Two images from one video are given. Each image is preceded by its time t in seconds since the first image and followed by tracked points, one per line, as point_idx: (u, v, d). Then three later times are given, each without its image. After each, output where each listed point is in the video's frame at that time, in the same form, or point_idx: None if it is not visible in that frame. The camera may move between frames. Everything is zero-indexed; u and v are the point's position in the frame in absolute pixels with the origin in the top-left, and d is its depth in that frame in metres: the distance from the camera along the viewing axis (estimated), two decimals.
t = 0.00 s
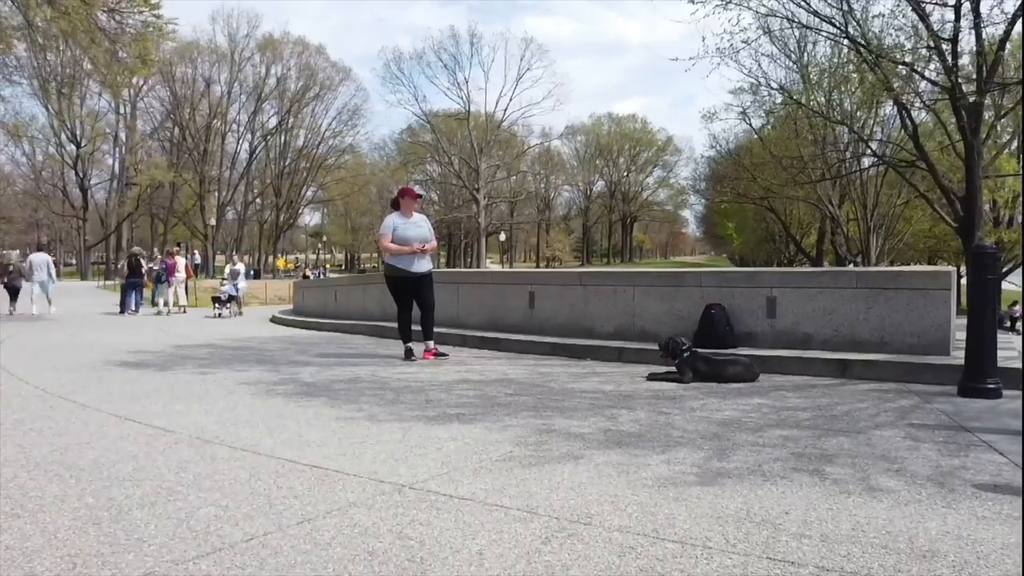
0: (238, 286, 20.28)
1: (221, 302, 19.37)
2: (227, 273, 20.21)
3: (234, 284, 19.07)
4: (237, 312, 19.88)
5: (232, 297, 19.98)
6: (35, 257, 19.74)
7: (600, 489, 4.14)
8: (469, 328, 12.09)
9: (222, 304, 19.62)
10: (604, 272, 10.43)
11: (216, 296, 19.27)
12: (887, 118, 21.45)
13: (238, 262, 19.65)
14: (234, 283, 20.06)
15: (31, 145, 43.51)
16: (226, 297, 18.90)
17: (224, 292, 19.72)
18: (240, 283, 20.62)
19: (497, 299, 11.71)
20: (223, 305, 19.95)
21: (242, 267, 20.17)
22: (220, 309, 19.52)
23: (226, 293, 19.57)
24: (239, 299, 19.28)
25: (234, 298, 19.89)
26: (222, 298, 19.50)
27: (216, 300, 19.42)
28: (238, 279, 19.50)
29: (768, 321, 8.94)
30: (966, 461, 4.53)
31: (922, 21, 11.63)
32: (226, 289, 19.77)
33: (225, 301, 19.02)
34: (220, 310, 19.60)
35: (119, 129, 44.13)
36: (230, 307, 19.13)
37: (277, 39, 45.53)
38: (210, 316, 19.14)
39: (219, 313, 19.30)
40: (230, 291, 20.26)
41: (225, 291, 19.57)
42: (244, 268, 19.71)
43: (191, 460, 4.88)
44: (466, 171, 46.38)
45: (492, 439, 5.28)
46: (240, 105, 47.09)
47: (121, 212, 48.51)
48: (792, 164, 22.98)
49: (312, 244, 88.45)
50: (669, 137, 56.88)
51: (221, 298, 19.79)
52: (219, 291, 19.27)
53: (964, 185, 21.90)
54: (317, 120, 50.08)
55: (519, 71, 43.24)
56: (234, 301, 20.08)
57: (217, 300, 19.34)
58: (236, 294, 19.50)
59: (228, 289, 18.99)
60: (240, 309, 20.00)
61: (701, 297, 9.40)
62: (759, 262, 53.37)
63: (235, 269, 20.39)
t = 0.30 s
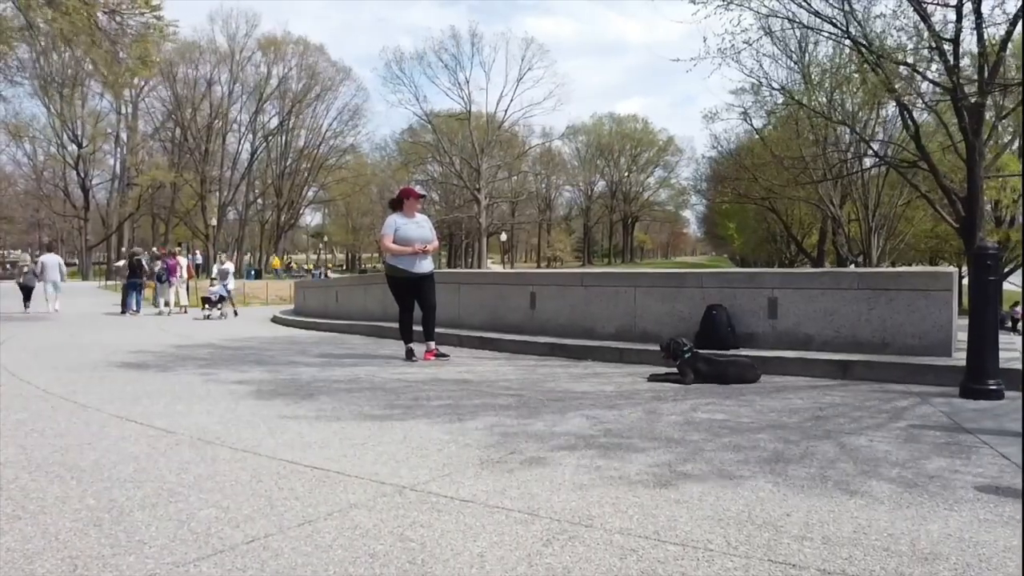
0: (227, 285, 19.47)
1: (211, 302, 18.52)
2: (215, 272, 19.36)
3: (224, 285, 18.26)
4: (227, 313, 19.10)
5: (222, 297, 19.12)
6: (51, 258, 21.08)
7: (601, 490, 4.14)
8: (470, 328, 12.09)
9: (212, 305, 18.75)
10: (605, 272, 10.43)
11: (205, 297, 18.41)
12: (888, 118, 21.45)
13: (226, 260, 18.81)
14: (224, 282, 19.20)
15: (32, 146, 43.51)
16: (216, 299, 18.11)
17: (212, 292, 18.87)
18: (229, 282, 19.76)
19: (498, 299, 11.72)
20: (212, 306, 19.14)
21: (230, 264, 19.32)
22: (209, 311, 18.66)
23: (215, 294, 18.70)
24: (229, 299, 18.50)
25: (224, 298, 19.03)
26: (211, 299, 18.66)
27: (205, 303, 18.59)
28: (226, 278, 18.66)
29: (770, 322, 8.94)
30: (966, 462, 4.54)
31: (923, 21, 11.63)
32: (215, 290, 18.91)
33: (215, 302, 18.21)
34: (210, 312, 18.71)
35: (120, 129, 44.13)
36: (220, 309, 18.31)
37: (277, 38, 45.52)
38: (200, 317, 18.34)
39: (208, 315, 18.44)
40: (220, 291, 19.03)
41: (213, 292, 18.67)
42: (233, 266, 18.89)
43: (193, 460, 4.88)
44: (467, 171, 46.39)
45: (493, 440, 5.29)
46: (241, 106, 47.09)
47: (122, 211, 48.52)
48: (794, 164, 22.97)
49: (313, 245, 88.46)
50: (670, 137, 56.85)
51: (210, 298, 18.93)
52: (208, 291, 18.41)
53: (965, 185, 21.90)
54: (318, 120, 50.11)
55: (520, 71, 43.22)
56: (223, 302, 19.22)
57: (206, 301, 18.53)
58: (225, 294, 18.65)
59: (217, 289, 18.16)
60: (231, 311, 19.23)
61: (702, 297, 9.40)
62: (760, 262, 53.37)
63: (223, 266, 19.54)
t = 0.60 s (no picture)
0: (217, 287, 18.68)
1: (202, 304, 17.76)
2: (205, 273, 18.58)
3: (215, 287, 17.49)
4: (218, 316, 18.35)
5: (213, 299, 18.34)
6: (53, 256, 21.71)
7: (602, 490, 4.14)
8: (471, 328, 12.09)
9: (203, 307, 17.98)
10: (606, 272, 10.42)
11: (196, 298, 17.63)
12: (889, 118, 21.44)
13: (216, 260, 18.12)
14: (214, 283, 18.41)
15: (33, 145, 43.50)
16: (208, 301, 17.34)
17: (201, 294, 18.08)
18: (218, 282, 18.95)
19: (500, 299, 11.71)
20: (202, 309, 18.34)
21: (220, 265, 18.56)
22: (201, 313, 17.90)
23: (207, 295, 17.95)
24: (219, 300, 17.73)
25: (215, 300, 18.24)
26: (201, 301, 17.88)
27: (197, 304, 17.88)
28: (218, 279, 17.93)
29: (770, 322, 8.94)
30: (968, 462, 4.54)
31: (924, 22, 11.64)
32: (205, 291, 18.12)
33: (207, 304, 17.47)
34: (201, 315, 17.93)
35: (121, 129, 44.11)
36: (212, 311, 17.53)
37: (278, 38, 45.52)
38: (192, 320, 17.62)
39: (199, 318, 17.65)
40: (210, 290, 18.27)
41: (204, 292, 17.88)
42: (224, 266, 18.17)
43: (194, 460, 4.89)
44: (468, 171, 46.37)
45: (493, 439, 5.29)
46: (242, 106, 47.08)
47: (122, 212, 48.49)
48: (796, 164, 22.94)
49: (314, 244, 88.43)
50: (671, 137, 56.80)
51: (200, 300, 18.14)
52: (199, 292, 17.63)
53: (966, 185, 21.89)
54: (318, 120, 50.10)
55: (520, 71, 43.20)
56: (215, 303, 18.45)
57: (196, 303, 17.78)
58: (217, 295, 17.88)
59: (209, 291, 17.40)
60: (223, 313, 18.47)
61: (703, 297, 9.40)
62: (761, 262, 53.33)
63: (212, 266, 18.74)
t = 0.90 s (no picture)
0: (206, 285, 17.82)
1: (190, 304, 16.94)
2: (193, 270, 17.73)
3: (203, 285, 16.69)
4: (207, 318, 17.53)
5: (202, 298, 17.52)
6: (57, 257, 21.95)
7: (601, 489, 4.14)
8: (471, 328, 12.09)
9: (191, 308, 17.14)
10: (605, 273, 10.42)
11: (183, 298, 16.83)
12: (889, 118, 21.43)
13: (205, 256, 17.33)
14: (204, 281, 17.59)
15: (32, 146, 43.47)
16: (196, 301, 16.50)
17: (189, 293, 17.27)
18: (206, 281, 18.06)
19: (499, 299, 11.71)
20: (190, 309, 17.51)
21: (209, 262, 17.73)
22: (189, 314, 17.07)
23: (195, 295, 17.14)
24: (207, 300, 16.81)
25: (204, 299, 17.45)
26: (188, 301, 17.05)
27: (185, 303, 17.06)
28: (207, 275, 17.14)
29: (770, 321, 8.94)
30: (965, 460, 4.54)
31: (922, 22, 11.65)
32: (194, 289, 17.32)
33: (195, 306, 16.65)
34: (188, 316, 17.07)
35: (121, 129, 44.07)
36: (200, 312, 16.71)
37: (277, 38, 45.55)
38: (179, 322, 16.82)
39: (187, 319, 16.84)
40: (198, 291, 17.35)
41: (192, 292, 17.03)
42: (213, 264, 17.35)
43: (192, 459, 4.88)
44: (468, 171, 46.38)
45: (493, 438, 5.28)
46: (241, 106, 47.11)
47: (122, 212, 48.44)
48: (795, 164, 22.95)
49: (314, 245, 88.44)
50: (670, 137, 56.80)
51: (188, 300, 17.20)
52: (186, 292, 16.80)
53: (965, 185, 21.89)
54: (318, 120, 50.10)
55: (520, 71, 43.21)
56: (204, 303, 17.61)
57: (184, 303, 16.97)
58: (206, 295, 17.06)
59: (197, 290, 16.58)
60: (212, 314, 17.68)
61: (702, 297, 9.40)
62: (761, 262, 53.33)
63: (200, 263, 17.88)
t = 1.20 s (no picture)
0: (198, 284, 16.99)
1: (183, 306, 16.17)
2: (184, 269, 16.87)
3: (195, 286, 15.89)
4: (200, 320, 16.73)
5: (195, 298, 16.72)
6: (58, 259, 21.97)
7: (601, 490, 4.14)
8: (470, 328, 12.10)
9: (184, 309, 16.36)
10: (605, 272, 10.42)
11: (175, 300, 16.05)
12: (889, 118, 21.44)
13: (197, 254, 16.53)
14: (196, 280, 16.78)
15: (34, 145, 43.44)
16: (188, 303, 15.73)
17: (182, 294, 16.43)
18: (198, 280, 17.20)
19: (499, 299, 11.72)
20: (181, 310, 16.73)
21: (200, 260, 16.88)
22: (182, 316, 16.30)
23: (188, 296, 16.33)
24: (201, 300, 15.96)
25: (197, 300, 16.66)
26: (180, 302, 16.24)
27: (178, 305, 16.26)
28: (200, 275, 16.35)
29: (770, 321, 8.93)
30: (964, 461, 4.54)
31: (923, 22, 11.65)
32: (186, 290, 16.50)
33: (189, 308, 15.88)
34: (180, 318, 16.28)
35: (122, 129, 44.03)
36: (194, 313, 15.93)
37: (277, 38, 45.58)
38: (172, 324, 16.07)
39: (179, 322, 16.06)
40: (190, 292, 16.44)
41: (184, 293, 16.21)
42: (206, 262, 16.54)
43: (192, 460, 4.88)
44: (468, 171, 46.39)
45: (493, 439, 5.29)
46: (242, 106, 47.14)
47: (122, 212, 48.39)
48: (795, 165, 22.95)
49: (314, 244, 88.38)
50: (671, 137, 56.78)
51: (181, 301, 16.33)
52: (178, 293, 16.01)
53: (965, 185, 21.89)
54: (318, 120, 50.11)
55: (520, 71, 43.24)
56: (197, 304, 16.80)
57: (176, 305, 16.18)
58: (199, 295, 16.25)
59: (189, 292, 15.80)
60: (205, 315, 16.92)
61: (703, 297, 9.40)
62: (761, 262, 53.31)
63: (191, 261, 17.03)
